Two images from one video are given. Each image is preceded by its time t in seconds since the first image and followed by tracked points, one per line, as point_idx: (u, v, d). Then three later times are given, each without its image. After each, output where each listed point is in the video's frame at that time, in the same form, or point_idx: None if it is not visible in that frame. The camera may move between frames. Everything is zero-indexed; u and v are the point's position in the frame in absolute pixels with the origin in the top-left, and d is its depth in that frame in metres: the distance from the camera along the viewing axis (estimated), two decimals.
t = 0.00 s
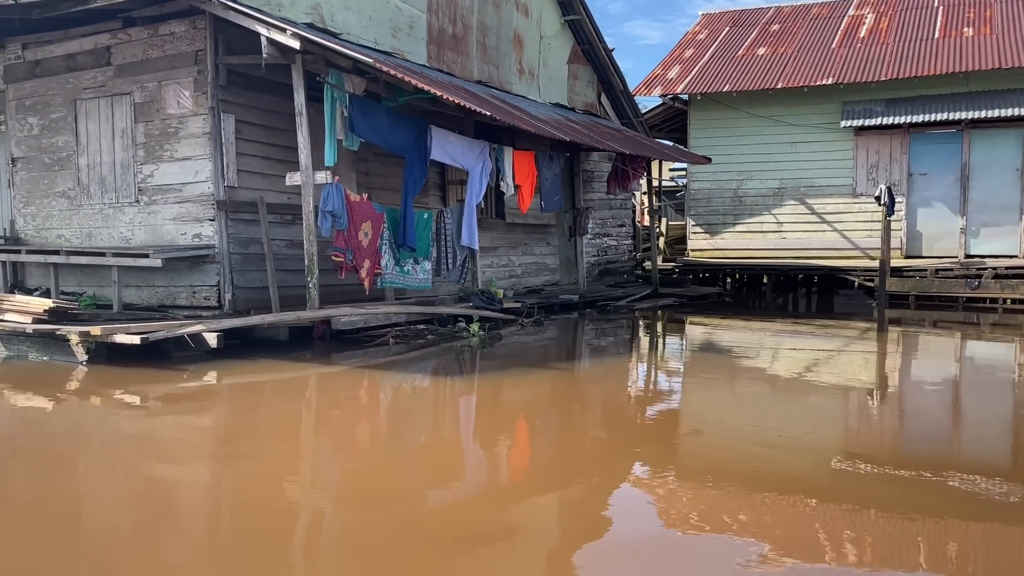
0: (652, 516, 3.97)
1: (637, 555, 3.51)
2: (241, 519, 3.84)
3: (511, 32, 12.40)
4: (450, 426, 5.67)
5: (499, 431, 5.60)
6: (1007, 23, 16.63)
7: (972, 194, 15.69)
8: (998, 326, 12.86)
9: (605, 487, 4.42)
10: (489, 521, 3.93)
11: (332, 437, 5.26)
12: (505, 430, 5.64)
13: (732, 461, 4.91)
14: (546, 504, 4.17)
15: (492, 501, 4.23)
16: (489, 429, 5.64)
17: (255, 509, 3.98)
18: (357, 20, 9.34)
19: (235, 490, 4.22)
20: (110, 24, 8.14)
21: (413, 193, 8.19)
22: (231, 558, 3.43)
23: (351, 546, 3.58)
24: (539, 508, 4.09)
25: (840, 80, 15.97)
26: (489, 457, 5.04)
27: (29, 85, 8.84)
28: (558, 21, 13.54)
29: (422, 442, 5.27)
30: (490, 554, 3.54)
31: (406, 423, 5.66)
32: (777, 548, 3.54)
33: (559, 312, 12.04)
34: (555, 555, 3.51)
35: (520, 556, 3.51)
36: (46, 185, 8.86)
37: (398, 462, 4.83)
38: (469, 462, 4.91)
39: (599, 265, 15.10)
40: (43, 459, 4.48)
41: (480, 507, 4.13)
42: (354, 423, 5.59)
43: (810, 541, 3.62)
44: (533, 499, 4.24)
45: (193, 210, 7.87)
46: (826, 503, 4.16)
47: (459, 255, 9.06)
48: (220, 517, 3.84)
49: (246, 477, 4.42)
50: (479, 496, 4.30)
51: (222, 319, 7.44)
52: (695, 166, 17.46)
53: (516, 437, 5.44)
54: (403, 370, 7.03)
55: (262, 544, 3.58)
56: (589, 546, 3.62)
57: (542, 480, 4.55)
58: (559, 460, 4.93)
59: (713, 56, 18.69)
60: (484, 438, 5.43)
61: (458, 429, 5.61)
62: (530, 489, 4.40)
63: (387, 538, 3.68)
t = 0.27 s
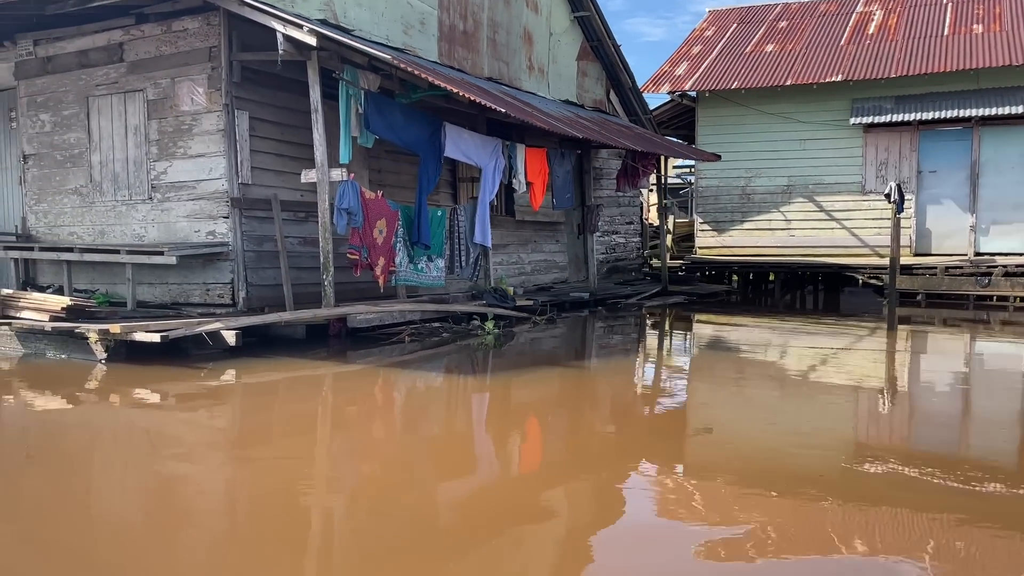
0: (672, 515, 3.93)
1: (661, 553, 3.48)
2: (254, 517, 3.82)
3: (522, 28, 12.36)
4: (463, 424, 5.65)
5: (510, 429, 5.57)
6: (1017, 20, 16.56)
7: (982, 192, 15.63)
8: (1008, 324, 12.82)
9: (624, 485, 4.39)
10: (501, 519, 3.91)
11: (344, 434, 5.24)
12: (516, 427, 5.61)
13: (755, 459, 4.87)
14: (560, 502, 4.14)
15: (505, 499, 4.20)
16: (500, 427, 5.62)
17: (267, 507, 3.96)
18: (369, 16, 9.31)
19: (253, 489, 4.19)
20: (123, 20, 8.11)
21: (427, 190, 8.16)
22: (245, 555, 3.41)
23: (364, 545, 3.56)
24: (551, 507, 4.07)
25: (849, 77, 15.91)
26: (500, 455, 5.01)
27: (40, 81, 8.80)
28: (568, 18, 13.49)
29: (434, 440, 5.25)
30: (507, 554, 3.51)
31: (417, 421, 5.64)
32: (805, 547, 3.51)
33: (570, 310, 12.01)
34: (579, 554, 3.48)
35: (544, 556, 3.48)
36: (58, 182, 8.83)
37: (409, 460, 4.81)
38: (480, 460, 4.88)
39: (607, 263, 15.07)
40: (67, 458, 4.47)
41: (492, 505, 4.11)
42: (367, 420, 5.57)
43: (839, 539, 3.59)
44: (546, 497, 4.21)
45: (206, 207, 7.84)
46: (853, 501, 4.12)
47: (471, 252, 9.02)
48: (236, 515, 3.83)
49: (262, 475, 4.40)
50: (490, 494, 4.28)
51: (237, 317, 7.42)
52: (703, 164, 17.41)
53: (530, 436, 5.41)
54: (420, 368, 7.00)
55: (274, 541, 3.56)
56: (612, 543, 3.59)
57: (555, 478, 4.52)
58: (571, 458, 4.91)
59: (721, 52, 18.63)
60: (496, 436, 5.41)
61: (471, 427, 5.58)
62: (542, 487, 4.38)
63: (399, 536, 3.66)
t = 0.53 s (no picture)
0: (699, 514, 3.87)
1: (689, 552, 3.42)
2: (270, 516, 3.77)
3: (532, 25, 12.30)
4: (478, 423, 5.60)
5: (524, 427, 5.52)
6: None
7: (992, 189, 15.56)
8: (1019, 322, 12.76)
9: (647, 484, 4.34)
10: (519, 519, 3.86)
11: (358, 432, 5.20)
12: (530, 426, 5.56)
13: (780, 458, 4.82)
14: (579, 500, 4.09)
15: (521, 499, 4.15)
16: (514, 425, 5.57)
17: (283, 505, 3.91)
18: (382, 13, 9.26)
19: (274, 488, 4.15)
20: (136, 16, 8.06)
21: (442, 188, 8.11)
22: (262, 555, 3.36)
23: (380, 544, 3.51)
24: (568, 506, 4.01)
25: (859, 74, 15.84)
26: (515, 454, 4.96)
27: (52, 78, 8.75)
28: (578, 14, 13.42)
29: (448, 439, 5.19)
30: (529, 554, 3.46)
31: (430, 419, 5.59)
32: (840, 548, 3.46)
33: (581, 308, 11.96)
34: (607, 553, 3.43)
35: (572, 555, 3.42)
36: (70, 179, 8.78)
37: (423, 458, 4.76)
38: (494, 459, 4.83)
39: (616, 261, 15.01)
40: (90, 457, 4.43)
41: (509, 504, 4.05)
42: (382, 419, 5.52)
43: (872, 539, 3.54)
44: (562, 496, 4.15)
45: (220, 205, 7.81)
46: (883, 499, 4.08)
47: (485, 250, 8.97)
48: (254, 514, 3.79)
49: (280, 474, 4.36)
50: (506, 494, 4.22)
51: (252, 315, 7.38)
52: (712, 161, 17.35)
53: (547, 435, 5.35)
54: (436, 367, 6.96)
55: (290, 540, 3.52)
56: (639, 543, 3.53)
57: (572, 477, 4.47)
58: (586, 457, 4.85)
59: (729, 49, 18.55)
60: (510, 434, 5.36)
61: (485, 426, 5.53)
62: (560, 486, 4.32)
63: (415, 536, 3.61)
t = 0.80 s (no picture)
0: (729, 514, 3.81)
1: (722, 551, 3.37)
2: (288, 516, 3.74)
3: (543, 22, 12.27)
4: (494, 421, 5.55)
5: (539, 426, 5.47)
6: None
7: (1002, 187, 15.50)
8: None
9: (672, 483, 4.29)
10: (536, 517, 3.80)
11: (373, 431, 5.17)
12: (545, 425, 5.51)
13: (805, 456, 4.78)
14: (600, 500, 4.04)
15: (537, 498, 4.09)
16: (530, 424, 5.52)
17: (300, 505, 3.88)
18: (395, 10, 9.23)
19: (298, 488, 4.12)
20: (150, 14, 8.04)
21: (457, 186, 8.07)
22: (280, 555, 3.32)
23: (397, 544, 3.47)
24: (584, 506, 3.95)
25: (868, 72, 15.78)
26: (530, 452, 4.91)
27: (65, 76, 8.72)
28: (588, 12, 13.38)
29: (464, 438, 5.15)
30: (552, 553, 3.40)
31: (444, 418, 5.55)
32: (876, 545, 3.41)
33: (592, 306, 11.93)
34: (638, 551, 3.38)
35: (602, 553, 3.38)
36: (82, 177, 8.76)
37: (439, 457, 4.72)
38: (509, 458, 4.78)
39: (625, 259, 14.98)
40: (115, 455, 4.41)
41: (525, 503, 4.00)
42: (398, 417, 5.49)
43: (908, 538, 3.49)
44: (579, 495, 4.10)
45: (235, 203, 7.78)
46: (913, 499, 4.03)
47: (498, 248, 8.93)
48: (275, 514, 3.75)
49: (301, 473, 4.33)
50: (523, 493, 4.17)
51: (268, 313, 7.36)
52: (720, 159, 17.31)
53: (565, 433, 5.31)
54: (453, 365, 6.93)
55: (305, 540, 3.48)
56: (669, 541, 3.48)
57: (589, 476, 4.42)
58: (602, 456, 4.79)
59: (737, 47, 18.50)
60: (526, 433, 5.31)
61: (502, 425, 5.48)
62: (578, 485, 4.27)
63: (432, 535, 3.56)
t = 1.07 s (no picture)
0: (757, 514, 3.76)
1: (755, 554, 3.31)
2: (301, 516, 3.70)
3: (554, 20, 12.22)
4: (509, 420, 5.50)
5: (551, 425, 5.42)
6: None
7: (1013, 186, 15.42)
8: None
9: (696, 481, 4.26)
10: (551, 519, 3.75)
11: (385, 430, 5.12)
12: (556, 424, 5.46)
13: (831, 455, 4.74)
14: (612, 500, 3.99)
15: (550, 498, 4.04)
16: (544, 423, 5.47)
17: (313, 506, 3.83)
18: (408, 7, 9.19)
19: (313, 487, 4.08)
20: (164, 10, 8.00)
21: (472, 184, 8.02)
22: (292, 556, 3.28)
23: (410, 545, 3.43)
24: (592, 506, 3.90)
25: (878, 69, 15.72)
26: (542, 452, 4.86)
27: (77, 73, 8.69)
28: (598, 9, 13.32)
29: (476, 437, 5.10)
30: (567, 556, 3.35)
31: (455, 417, 5.50)
32: (915, 548, 3.35)
33: (603, 305, 11.89)
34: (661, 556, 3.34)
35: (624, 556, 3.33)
36: (95, 175, 8.72)
37: (450, 457, 4.67)
38: (520, 457, 4.73)
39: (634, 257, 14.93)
40: (134, 454, 4.38)
41: (538, 504, 3.96)
42: (410, 416, 5.44)
43: (946, 540, 3.44)
44: (590, 496, 4.06)
45: (250, 201, 7.75)
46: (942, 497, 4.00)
47: (512, 247, 8.90)
48: (287, 514, 3.71)
49: (313, 473, 4.28)
50: (535, 493, 4.11)
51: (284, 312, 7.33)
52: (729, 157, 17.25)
53: (581, 431, 5.27)
54: (470, 364, 6.89)
55: (319, 540, 3.44)
56: (692, 544, 3.44)
57: (604, 476, 4.36)
58: (612, 456, 4.75)
59: (746, 44, 18.42)
60: (539, 433, 5.26)
61: (516, 424, 5.44)
62: (589, 485, 4.22)
63: (446, 537, 3.52)
